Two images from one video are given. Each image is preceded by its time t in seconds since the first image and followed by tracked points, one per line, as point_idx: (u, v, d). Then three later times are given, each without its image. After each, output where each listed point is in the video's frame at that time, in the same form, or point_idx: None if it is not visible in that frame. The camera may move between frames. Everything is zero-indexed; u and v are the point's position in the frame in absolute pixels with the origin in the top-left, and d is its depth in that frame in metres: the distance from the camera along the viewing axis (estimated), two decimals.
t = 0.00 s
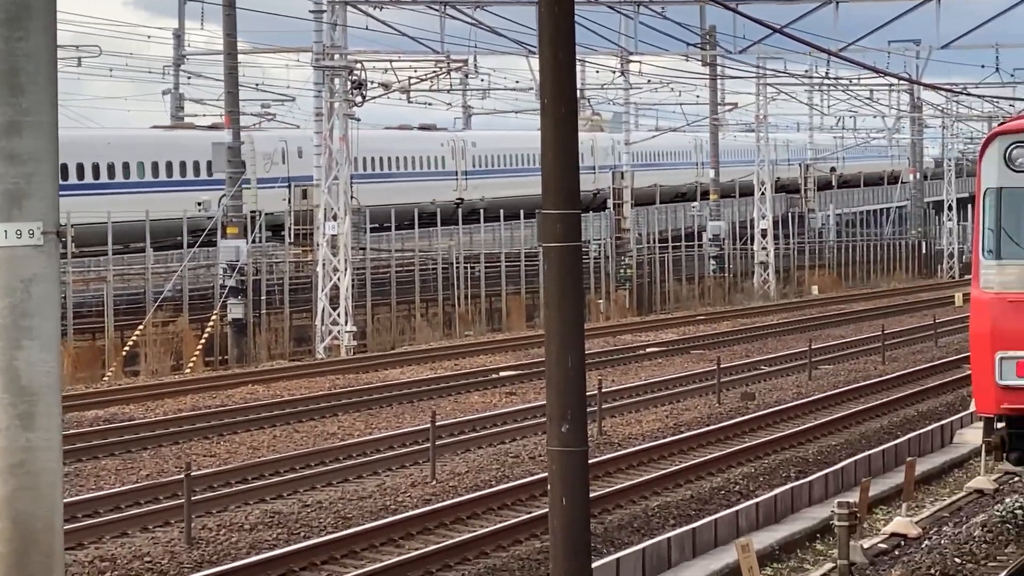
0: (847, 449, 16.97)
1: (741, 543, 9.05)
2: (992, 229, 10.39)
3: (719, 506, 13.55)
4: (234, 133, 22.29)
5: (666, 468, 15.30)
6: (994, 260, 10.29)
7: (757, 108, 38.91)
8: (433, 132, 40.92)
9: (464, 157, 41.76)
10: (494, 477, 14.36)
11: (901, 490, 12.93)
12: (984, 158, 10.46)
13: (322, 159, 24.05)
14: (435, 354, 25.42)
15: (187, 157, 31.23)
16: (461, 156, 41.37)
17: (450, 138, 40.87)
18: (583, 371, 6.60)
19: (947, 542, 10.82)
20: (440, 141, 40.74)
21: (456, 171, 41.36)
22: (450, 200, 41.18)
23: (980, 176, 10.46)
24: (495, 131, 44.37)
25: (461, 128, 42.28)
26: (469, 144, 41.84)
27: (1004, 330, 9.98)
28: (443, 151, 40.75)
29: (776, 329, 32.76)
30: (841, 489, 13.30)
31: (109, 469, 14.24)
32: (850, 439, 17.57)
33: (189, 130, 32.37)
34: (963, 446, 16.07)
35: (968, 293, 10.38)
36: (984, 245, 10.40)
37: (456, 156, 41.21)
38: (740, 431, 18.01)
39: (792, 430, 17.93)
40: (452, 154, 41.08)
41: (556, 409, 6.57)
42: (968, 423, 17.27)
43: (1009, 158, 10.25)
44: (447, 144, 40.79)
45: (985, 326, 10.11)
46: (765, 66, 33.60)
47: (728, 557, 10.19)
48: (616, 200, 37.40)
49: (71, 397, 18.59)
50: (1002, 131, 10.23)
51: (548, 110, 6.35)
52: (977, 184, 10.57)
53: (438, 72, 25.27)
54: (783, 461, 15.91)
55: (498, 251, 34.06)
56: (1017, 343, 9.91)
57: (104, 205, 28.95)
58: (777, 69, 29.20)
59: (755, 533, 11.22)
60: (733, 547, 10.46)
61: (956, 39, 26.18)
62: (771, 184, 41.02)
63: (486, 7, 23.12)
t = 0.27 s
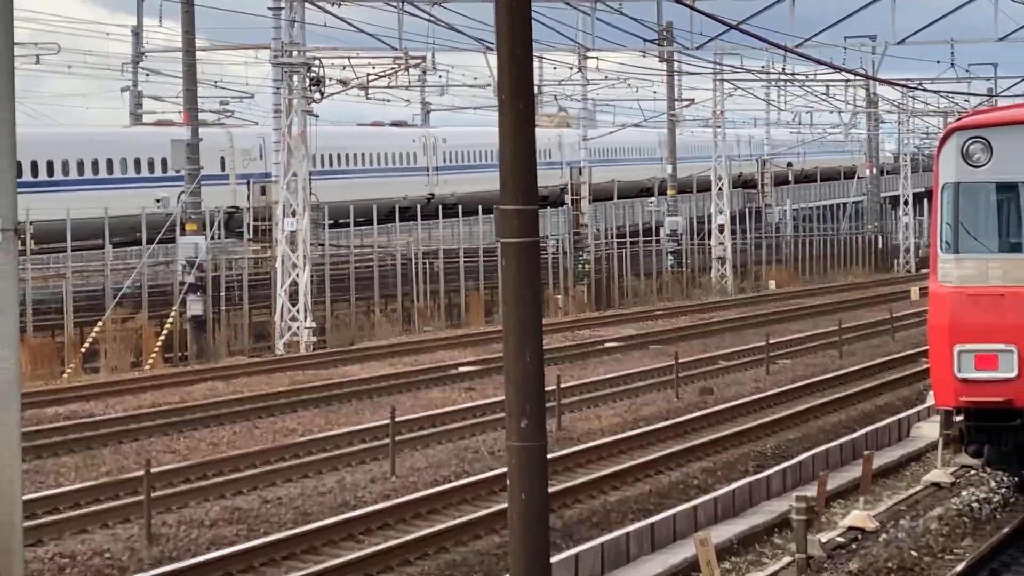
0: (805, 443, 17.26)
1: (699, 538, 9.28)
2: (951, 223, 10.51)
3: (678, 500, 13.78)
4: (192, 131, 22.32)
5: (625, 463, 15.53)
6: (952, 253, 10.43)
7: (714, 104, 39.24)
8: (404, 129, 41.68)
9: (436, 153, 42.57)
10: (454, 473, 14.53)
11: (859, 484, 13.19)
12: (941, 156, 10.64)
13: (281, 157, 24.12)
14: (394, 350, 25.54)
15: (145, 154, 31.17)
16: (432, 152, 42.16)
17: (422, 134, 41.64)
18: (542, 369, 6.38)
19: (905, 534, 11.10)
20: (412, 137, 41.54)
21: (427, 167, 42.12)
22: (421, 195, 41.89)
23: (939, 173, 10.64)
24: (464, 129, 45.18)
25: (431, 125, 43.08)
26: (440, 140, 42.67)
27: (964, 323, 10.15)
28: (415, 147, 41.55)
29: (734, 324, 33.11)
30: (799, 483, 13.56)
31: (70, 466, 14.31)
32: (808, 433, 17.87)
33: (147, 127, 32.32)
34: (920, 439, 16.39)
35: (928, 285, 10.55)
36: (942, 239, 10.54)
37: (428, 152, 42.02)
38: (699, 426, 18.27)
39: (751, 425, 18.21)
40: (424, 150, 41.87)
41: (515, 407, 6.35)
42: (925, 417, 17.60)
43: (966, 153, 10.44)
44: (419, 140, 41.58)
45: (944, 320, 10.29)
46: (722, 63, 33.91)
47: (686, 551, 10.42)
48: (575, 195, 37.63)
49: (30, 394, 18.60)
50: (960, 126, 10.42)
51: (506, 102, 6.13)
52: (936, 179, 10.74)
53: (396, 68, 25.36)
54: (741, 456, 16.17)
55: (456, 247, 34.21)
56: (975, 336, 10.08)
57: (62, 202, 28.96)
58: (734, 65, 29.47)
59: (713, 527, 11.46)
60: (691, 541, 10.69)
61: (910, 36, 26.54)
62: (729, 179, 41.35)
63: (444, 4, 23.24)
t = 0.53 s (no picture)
0: (766, 437, 17.40)
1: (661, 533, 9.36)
2: (915, 217, 10.30)
3: (640, 494, 13.88)
4: (149, 126, 22.20)
5: (585, 457, 15.61)
6: (916, 247, 10.22)
7: (673, 97, 39.43)
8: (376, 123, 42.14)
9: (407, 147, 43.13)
10: (415, 468, 14.56)
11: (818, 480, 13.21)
12: (907, 147, 10.41)
13: (239, 152, 24.04)
14: (353, 346, 25.52)
15: (101, 149, 30.96)
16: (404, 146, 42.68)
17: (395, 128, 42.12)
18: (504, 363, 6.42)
19: (867, 529, 11.23)
20: (384, 132, 42.05)
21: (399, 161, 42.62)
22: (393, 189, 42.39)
23: (903, 166, 10.43)
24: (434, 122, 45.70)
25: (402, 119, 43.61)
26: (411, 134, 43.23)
27: (928, 317, 9.92)
28: (386, 141, 42.05)
29: (694, 318, 33.32)
30: (761, 477, 13.68)
31: (27, 463, 14.23)
32: (769, 427, 18.02)
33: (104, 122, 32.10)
34: (881, 433, 16.56)
35: (893, 277, 10.30)
36: (906, 232, 10.32)
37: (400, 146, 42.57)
38: (660, 420, 18.39)
39: (712, 419, 18.34)
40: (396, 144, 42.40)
41: (477, 400, 6.39)
42: (886, 410, 17.78)
43: (930, 146, 10.21)
44: (391, 134, 42.11)
45: (908, 313, 10.03)
46: (680, 56, 34.06)
47: (648, 546, 10.51)
48: (534, 190, 37.71)
49: None
50: (923, 119, 10.19)
51: (467, 98, 6.16)
52: (901, 171, 10.53)
53: (354, 63, 25.31)
54: (703, 450, 16.29)
55: (415, 242, 34.20)
56: (942, 328, 9.89)
57: (17, 197, 28.79)
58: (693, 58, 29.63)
59: (676, 522, 11.55)
60: (653, 536, 10.77)
61: (867, 30, 26.75)
62: (688, 173, 41.52)
63: None
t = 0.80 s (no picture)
0: (725, 431, 17.67)
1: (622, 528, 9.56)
2: (877, 211, 10.63)
3: (600, 489, 14.09)
4: (107, 122, 22.17)
5: (546, 452, 15.82)
6: (879, 240, 10.54)
7: (631, 93, 39.71)
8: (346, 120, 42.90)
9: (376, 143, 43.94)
10: (375, 464, 14.70)
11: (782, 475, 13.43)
12: (869, 142, 10.73)
13: (197, 149, 24.07)
14: (311, 342, 25.60)
15: (59, 147, 30.83)
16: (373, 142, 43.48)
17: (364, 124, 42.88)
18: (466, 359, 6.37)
19: (828, 523, 11.49)
20: (353, 128, 42.85)
21: (367, 157, 43.40)
22: (362, 183, 43.10)
23: (866, 161, 10.75)
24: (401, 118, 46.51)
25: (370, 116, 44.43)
26: (380, 130, 44.06)
27: (892, 309, 10.28)
28: (355, 137, 42.81)
29: (653, 313, 33.64)
30: (721, 471, 13.93)
31: None
32: (728, 422, 18.29)
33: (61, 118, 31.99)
34: (840, 427, 16.85)
35: (856, 272, 10.66)
36: (869, 225, 10.65)
37: (369, 142, 43.36)
38: (619, 415, 18.62)
39: (671, 414, 18.60)
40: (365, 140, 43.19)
41: (439, 397, 6.34)
42: (845, 405, 18.08)
43: (893, 141, 10.55)
44: (361, 130, 42.91)
45: (872, 306, 10.39)
46: (637, 51, 34.32)
47: (609, 541, 10.72)
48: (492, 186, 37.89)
49: None
50: (886, 114, 10.54)
51: (427, 92, 6.12)
52: (863, 167, 10.85)
53: (312, 58, 25.38)
54: (663, 445, 16.53)
55: (373, 238, 34.30)
56: (905, 321, 10.26)
57: None
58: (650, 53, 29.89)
59: (636, 516, 11.77)
60: (613, 531, 10.98)
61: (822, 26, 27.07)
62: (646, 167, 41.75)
63: None
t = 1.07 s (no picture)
0: (690, 429, 17.89)
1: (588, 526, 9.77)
2: (845, 208, 10.77)
3: (565, 488, 14.28)
4: (70, 123, 22.15)
5: (511, 451, 16.00)
6: (846, 236, 10.70)
7: (594, 91, 39.95)
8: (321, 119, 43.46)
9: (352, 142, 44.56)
10: (340, 464, 14.83)
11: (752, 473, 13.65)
12: (835, 140, 10.87)
13: (160, 149, 24.07)
14: (275, 342, 25.67)
15: (22, 147, 30.73)
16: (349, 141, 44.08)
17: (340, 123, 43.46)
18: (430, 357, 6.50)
19: (793, 521, 11.74)
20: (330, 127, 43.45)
21: (343, 155, 43.99)
22: (338, 182, 43.60)
23: (832, 159, 10.89)
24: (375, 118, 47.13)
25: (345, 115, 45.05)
26: (355, 129, 44.69)
27: (860, 305, 10.46)
28: (331, 136, 43.39)
29: (616, 311, 33.89)
30: (686, 470, 14.15)
31: None
32: (692, 420, 18.52)
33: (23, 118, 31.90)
34: (804, 425, 17.10)
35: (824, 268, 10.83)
36: (836, 222, 10.80)
37: (346, 140, 43.96)
38: (583, 414, 18.82)
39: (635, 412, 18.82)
40: (342, 138, 43.80)
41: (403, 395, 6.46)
42: (810, 402, 18.33)
43: (860, 139, 10.70)
44: (337, 130, 43.52)
45: (840, 302, 10.57)
46: (600, 50, 34.54)
47: (572, 539, 10.92)
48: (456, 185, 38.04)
49: None
50: (852, 113, 10.69)
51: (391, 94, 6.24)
52: (829, 164, 10.99)
53: (275, 58, 25.42)
54: (627, 443, 16.73)
55: (336, 238, 34.39)
56: (873, 317, 10.44)
57: None
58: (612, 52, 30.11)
59: (602, 514, 11.98)
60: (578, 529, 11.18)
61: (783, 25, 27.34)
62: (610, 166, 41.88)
63: None
